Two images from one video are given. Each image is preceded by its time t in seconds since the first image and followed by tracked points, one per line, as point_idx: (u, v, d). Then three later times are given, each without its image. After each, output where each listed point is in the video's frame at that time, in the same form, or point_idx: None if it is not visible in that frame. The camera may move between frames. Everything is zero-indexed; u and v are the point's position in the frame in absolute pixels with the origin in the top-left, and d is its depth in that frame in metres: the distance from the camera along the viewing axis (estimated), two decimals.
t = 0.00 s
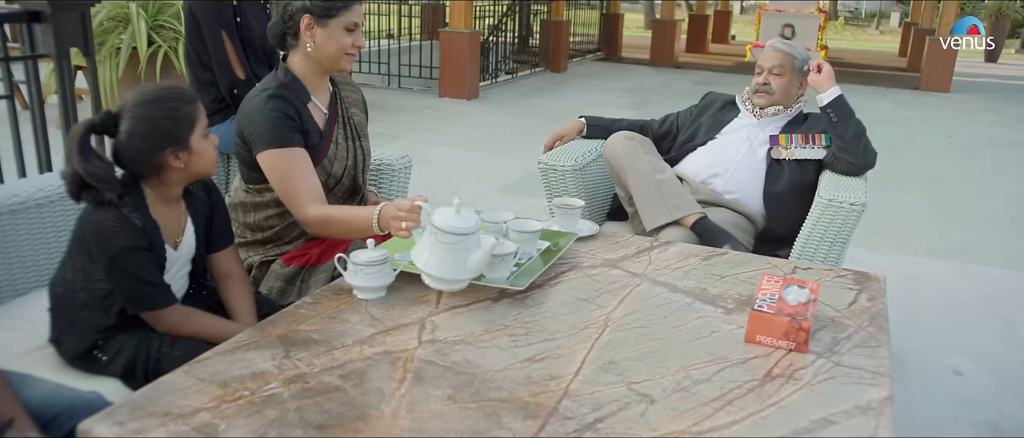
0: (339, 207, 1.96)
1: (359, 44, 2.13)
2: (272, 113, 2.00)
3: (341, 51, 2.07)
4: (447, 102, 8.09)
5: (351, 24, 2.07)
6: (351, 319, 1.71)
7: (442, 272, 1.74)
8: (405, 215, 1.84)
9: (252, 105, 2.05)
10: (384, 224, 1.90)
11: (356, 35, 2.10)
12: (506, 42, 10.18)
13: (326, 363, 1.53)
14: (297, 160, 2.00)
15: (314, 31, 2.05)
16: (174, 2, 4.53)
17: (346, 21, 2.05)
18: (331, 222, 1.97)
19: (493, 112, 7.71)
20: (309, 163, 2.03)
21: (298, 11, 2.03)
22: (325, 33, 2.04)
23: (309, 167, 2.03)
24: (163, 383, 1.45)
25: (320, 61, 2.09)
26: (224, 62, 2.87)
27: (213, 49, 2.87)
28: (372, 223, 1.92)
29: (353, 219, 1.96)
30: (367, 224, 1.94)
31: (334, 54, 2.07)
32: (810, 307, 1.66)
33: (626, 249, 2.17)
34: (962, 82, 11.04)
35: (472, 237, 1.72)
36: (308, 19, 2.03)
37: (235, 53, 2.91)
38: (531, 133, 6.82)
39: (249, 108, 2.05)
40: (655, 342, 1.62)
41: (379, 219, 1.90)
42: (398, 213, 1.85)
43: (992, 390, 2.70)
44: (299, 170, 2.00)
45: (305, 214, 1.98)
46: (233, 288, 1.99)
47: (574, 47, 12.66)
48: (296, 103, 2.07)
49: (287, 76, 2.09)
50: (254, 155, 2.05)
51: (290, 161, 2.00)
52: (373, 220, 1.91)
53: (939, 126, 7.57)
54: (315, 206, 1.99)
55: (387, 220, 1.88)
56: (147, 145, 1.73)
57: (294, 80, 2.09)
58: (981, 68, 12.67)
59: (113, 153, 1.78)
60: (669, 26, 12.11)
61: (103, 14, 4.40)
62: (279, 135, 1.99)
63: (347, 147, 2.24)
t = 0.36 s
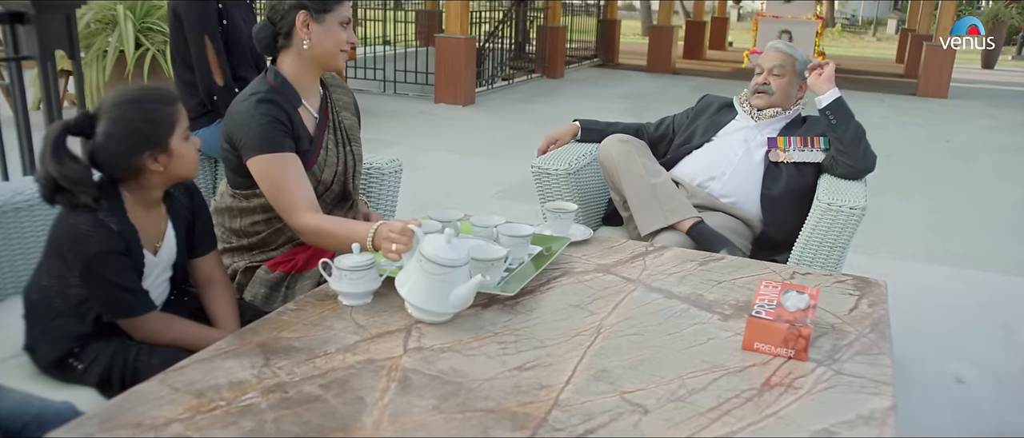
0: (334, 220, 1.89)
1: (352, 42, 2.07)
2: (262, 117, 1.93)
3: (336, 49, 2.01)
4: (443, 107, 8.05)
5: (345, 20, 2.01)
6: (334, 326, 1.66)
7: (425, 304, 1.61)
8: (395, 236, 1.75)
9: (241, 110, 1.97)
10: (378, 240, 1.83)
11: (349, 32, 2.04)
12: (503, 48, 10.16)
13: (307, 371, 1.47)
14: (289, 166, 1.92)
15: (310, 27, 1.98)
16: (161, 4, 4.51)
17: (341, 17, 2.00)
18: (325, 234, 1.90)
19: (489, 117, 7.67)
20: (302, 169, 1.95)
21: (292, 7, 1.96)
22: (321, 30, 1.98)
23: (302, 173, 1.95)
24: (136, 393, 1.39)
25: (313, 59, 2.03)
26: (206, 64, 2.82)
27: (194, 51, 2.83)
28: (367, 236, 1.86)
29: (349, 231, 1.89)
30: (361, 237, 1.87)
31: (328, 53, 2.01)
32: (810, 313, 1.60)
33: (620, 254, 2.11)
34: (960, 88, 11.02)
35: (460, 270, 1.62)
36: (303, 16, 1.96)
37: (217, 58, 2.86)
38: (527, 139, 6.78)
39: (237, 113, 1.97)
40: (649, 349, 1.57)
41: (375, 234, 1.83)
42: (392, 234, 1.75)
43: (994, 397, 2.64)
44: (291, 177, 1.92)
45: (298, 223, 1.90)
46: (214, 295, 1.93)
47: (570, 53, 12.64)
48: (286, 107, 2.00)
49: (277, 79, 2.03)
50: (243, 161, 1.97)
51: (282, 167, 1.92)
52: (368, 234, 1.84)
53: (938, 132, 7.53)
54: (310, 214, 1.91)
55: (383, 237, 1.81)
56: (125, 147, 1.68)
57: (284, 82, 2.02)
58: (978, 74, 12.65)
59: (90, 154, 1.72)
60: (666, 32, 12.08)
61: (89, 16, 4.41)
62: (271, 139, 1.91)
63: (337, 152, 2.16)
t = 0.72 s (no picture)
0: (320, 226, 1.83)
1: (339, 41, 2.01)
2: (246, 120, 1.88)
3: (322, 49, 1.96)
4: (438, 113, 8.00)
5: (331, 19, 1.96)
6: (317, 333, 1.60)
7: (411, 315, 1.54)
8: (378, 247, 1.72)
9: (224, 111, 1.92)
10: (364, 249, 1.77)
11: (336, 30, 1.99)
12: (499, 55, 10.13)
13: (287, 380, 1.42)
14: (273, 170, 1.87)
15: (295, 26, 1.92)
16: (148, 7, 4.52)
17: (327, 15, 1.95)
18: (311, 241, 1.85)
19: (484, 123, 7.62)
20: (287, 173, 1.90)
21: (277, 6, 1.91)
22: (307, 29, 1.92)
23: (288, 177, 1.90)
24: (107, 402, 1.33)
25: (299, 59, 1.98)
26: (185, 66, 2.79)
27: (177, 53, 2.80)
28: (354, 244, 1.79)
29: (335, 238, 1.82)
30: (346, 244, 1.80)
31: (314, 53, 1.96)
32: (810, 319, 1.55)
33: (614, 258, 2.05)
34: (956, 94, 11.01)
35: (443, 275, 1.54)
36: (288, 15, 1.91)
37: (195, 63, 2.84)
38: (523, 144, 6.73)
39: (220, 114, 1.92)
40: (642, 356, 1.51)
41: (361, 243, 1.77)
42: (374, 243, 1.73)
43: (997, 404, 2.58)
44: (276, 181, 1.87)
45: (283, 228, 1.85)
46: (196, 301, 1.86)
47: (567, 59, 12.61)
48: (271, 109, 1.95)
49: (261, 79, 1.97)
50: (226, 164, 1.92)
51: (267, 170, 1.86)
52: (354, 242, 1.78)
53: (936, 137, 7.49)
54: (295, 219, 1.85)
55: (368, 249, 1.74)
56: (101, 148, 1.62)
57: (268, 83, 1.97)
58: (975, 81, 12.63)
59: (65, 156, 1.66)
60: (662, 38, 12.02)
61: (76, 18, 4.39)
62: (255, 143, 1.86)
63: (324, 156, 2.11)
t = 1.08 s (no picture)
0: (294, 222, 1.78)
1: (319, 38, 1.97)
2: (218, 116, 1.83)
3: (300, 45, 1.92)
4: (432, 118, 7.95)
5: (310, 15, 1.91)
6: (298, 339, 1.54)
7: (396, 320, 1.48)
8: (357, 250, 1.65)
9: (196, 108, 1.87)
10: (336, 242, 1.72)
11: (315, 27, 1.94)
12: (494, 60, 10.09)
13: (264, 388, 1.36)
14: (245, 166, 1.81)
15: (271, 22, 1.88)
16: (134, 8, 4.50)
17: (306, 11, 1.91)
18: (285, 238, 1.79)
19: (479, 128, 7.57)
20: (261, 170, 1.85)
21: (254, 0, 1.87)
22: (284, 25, 1.88)
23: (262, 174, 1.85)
24: (74, 412, 1.27)
25: (277, 55, 1.93)
26: (173, 69, 2.74)
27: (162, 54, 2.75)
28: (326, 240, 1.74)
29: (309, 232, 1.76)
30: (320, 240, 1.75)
31: (292, 49, 1.91)
32: (809, 323, 1.49)
33: (607, 262, 1.99)
34: (953, 99, 10.98)
35: (424, 275, 1.49)
36: (264, 10, 1.87)
37: (183, 63, 2.78)
38: (518, 150, 6.67)
39: (193, 111, 1.87)
40: (635, 362, 1.46)
41: (331, 237, 1.72)
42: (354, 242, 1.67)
43: (999, 411, 2.53)
44: (248, 178, 1.81)
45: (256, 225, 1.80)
46: (174, 307, 1.79)
47: (562, 65, 12.57)
48: (245, 106, 1.90)
49: (236, 76, 1.92)
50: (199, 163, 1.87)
51: (241, 167, 1.81)
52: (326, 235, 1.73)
53: (932, 141, 7.45)
54: (269, 216, 1.80)
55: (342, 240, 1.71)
56: (72, 147, 1.56)
57: (243, 80, 1.92)
58: (970, 86, 12.63)
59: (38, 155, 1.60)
60: (658, 44, 11.99)
61: (59, 19, 4.35)
62: (227, 139, 1.81)
63: (304, 154, 2.04)
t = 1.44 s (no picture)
0: (259, 217, 1.78)
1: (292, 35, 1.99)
2: (186, 111, 1.83)
3: (274, 40, 1.93)
4: (427, 123, 7.90)
5: (283, 11, 1.94)
6: (277, 346, 1.48)
7: (378, 324, 1.44)
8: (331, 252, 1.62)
9: (166, 103, 1.88)
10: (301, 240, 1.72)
11: (289, 23, 1.96)
12: (488, 66, 10.04)
13: (239, 397, 1.30)
14: (212, 161, 1.82)
15: (244, 16, 1.90)
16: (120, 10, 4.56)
17: (279, 8, 1.93)
18: (251, 233, 1.79)
19: (473, 133, 7.51)
20: (230, 167, 1.86)
21: None
22: (257, 20, 1.90)
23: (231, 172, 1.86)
24: (37, 422, 1.21)
25: (250, 51, 1.95)
26: (162, 74, 2.69)
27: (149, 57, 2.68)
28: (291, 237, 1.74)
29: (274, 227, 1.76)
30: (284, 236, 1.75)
31: (265, 45, 1.93)
32: (807, 328, 1.44)
33: (599, 266, 1.94)
34: (948, 104, 10.96)
35: (402, 276, 1.46)
36: (237, 4, 1.88)
37: (172, 64, 2.71)
38: (512, 155, 6.62)
39: (162, 106, 1.88)
40: (627, 369, 1.40)
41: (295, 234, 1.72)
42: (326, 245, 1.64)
43: (1001, 418, 2.47)
44: (216, 174, 1.82)
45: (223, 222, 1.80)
46: (151, 313, 1.73)
47: (557, 70, 12.52)
48: (216, 102, 1.91)
49: (208, 72, 1.94)
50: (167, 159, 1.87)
51: (209, 164, 1.82)
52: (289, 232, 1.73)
53: (929, 146, 7.41)
54: (235, 213, 1.80)
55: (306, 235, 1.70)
56: (42, 147, 1.50)
57: (214, 76, 1.93)
58: (966, 92, 12.60)
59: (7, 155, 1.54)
60: (654, 49, 11.95)
61: (44, 19, 4.43)
62: (196, 135, 1.82)
63: (279, 150, 2.05)
